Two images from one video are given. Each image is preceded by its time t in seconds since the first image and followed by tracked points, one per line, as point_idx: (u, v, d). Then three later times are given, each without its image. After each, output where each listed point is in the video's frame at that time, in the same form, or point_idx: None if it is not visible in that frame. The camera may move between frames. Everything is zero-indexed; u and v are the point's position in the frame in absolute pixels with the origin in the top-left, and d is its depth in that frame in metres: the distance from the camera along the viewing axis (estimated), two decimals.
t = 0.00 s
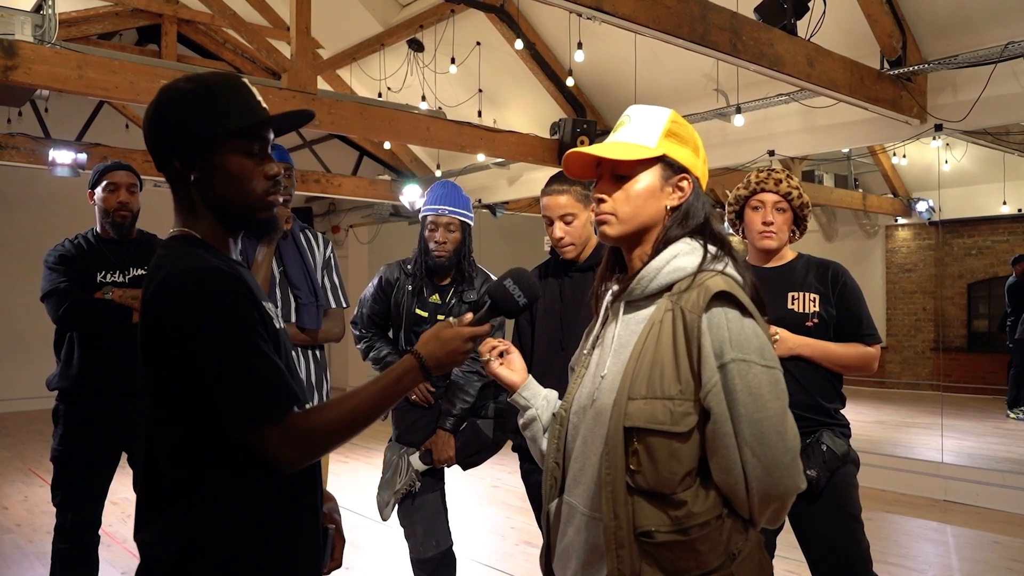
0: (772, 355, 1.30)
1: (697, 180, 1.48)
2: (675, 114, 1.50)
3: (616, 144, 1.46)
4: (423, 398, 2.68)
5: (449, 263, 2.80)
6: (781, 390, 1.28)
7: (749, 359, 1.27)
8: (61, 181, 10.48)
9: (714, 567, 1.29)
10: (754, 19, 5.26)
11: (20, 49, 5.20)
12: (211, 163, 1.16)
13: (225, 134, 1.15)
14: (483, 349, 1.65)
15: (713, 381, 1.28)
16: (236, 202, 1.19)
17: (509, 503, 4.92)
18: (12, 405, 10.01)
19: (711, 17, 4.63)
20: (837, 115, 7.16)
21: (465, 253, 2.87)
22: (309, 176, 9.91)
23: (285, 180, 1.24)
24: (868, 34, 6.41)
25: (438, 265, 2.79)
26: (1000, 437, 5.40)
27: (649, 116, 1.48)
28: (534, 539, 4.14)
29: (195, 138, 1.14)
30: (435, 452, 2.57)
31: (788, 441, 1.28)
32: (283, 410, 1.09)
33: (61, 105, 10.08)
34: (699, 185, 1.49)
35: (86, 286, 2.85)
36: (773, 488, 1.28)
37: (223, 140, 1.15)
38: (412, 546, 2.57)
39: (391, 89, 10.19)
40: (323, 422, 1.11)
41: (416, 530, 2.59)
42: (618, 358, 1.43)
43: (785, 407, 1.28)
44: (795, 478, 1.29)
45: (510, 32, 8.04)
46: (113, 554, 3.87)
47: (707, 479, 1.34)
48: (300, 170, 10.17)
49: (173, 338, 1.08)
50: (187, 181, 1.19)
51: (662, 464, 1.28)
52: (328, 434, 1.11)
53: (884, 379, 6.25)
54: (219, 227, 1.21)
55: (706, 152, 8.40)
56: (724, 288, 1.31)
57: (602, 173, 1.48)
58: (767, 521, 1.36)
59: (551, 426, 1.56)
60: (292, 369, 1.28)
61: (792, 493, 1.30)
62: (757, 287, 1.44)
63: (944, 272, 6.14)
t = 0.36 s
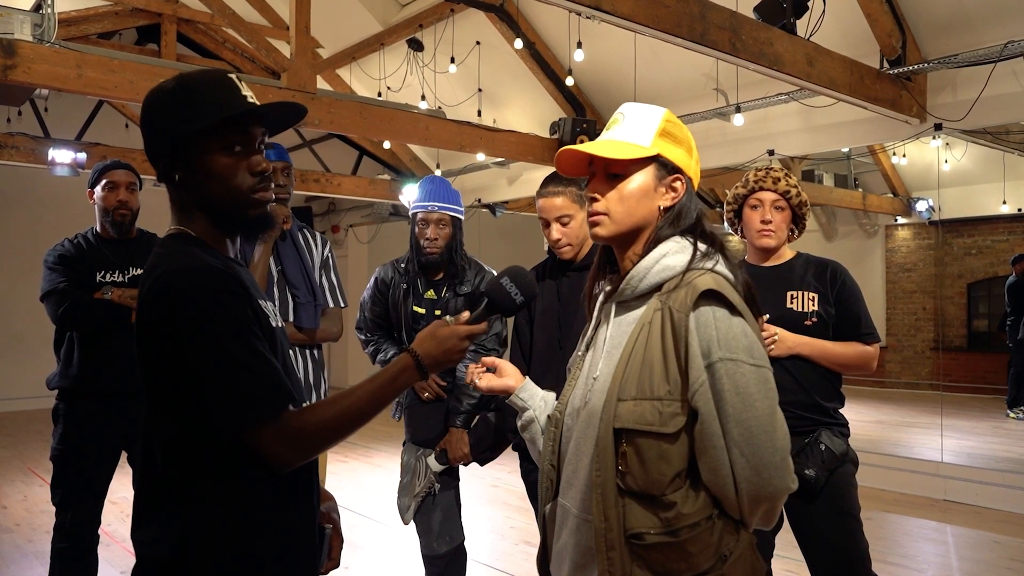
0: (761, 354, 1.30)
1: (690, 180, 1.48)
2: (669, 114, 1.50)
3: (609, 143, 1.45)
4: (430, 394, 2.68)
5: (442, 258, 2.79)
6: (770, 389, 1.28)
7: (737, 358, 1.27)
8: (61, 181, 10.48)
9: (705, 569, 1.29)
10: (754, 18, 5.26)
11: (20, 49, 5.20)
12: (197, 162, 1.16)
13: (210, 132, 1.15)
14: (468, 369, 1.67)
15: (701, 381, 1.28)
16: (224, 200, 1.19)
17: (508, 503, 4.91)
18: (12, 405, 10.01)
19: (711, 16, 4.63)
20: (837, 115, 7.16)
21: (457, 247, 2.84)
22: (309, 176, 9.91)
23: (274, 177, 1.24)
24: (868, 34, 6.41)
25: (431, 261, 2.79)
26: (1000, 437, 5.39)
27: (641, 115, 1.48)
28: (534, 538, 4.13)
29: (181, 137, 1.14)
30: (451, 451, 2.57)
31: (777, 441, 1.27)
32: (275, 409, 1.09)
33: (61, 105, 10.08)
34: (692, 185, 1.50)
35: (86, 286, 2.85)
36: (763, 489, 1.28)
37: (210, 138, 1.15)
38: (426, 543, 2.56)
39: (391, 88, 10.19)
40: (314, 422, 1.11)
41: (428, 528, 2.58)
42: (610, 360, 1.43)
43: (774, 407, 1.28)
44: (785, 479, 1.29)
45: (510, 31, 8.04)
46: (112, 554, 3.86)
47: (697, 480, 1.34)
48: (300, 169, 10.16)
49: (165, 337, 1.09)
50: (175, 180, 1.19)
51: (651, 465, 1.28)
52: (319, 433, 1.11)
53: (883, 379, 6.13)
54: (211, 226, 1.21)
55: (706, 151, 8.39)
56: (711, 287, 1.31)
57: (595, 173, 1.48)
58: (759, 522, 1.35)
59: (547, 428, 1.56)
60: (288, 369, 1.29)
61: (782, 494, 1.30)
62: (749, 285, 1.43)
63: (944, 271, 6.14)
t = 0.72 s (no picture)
0: (768, 356, 1.30)
1: (689, 180, 1.48)
2: (667, 115, 1.51)
3: (608, 146, 1.46)
4: (434, 398, 2.67)
5: (449, 257, 2.80)
6: (777, 391, 1.28)
7: (745, 361, 1.27)
8: (61, 181, 10.48)
9: (713, 568, 1.30)
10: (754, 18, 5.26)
11: (20, 49, 5.20)
12: (200, 164, 1.16)
13: (213, 134, 1.15)
14: (480, 358, 1.68)
15: (709, 385, 1.28)
16: (228, 201, 1.19)
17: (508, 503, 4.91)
18: (13, 405, 10.01)
19: (712, 17, 4.63)
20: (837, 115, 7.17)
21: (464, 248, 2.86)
22: (309, 176, 9.91)
23: (277, 178, 1.25)
24: (869, 34, 6.41)
25: (437, 259, 2.79)
26: (1000, 437, 5.39)
27: (640, 119, 1.49)
28: (535, 539, 4.14)
29: (184, 139, 1.14)
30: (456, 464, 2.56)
31: (784, 443, 1.28)
32: (281, 410, 1.09)
33: (61, 105, 10.08)
34: (691, 185, 1.50)
35: (86, 286, 2.85)
36: (770, 490, 1.29)
37: (211, 139, 1.15)
38: (427, 550, 2.57)
39: (391, 88, 10.19)
40: (321, 423, 1.11)
41: (429, 532, 2.58)
42: (617, 363, 1.44)
43: (780, 409, 1.28)
44: (792, 479, 1.30)
45: (510, 31, 8.04)
46: (113, 554, 3.87)
47: (704, 480, 1.34)
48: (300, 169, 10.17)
49: (171, 339, 1.09)
50: (178, 182, 1.19)
51: (660, 467, 1.29)
52: (325, 434, 1.11)
53: (883, 379, 6.19)
54: (214, 227, 1.21)
55: (706, 151, 8.39)
56: (720, 291, 1.31)
57: (594, 177, 1.49)
58: (767, 521, 1.36)
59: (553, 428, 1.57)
60: (291, 370, 1.29)
61: (789, 494, 1.30)
62: (755, 287, 1.44)
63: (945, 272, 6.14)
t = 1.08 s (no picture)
0: (776, 359, 1.30)
1: (695, 181, 1.48)
2: (669, 118, 1.51)
3: (615, 151, 1.46)
4: (437, 405, 2.66)
5: (444, 258, 2.80)
6: (786, 394, 1.29)
7: (754, 365, 1.28)
8: (61, 180, 10.48)
9: (727, 565, 1.31)
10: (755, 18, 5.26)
11: (20, 49, 5.20)
12: (206, 165, 1.16)
13: (218, 135, 1.15)
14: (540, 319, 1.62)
15: (720, 390, 1.28)
16: (232, 201, 1.19)
17: (509, 503, 4.91)
18: (13, 404, 10.02)
19: (712, 17, 4.63)
20: (838, 115, 7.16)
21: (458, 249, 2.86)
22: (309, 176, 9.90)
23: (281, 178, 1.24)
24: (869, 34, 6.40)
25: (432, 260, 2.79)
26: (1000, 437, 5.39)
27: (643, 123, 1.49)
28: (534, 539, 4.14)
29: (189, 139, 1.14)
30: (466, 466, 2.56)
31: (794, 444, 1.29)
32: (282, 411, 1.09)
33: (62, 104, 10.07)
34: (697, 186, 1.49)
35: (82, 286, 2.85)
36: (780, 490, 1.30)
37: (214, 139, 1.15)
38: (428, 549, 2.55)
39: (392, 88, 10.19)
40: (323, 421, 1.11)
41: (430, 533, 2.57)
42: (628, 365, 1.44)
43: (789, 411, 1.29)
44: (802, 478, 1.31)
45: (511, 31, 8.03)
46: (112, 554, 3.86)
47: (715, 480, 1.35)
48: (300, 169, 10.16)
49: (176, 342, 1.08)
50: (183, 182, 1.19)
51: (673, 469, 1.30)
52: (328, 433, 1.11)
53: (884, 379, 6.21)
54: (217, 227, 1.21)
55: (706, 151, 8.39)
56: (730, 296, 1.32)
57: (601, 181, 1.49)
58: (776, 518, 1.37)
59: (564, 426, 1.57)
60: (292, 369, 1.28)
61: (799, 493, 1.31)
62: (761, 289, 1.44)
63: (946, 272, 6.13)
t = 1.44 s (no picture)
0: (788, 359, 1.31)
1: (707, 189, 1.49)
2: (686, 124, 1.50)
3: (630, 153, 1.45)
4: (435, 423, 2.62)
5: (440, 262, 2.80)
6: (798, 393, 1.30)
7: (768, 365, 1.29)
8: (61, 180, 10.48)
9: (744, 557, 1.31)
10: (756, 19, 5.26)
11: (20, 48, 5.20)
12: (209, 165, 1.16)
13: (220, 135, 1.15)
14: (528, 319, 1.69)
15: (735, 390, 1.29)
16: (233, 201, 1.19)
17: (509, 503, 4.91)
18: (13, 404, 10.02)
19: (714, 17, 4.63)
20: (838, 115, 7.16)
21: (453, 250, 2.86)
22: (309, 176, 9.90)
23: (281, 178, 1.24)
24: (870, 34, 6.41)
25: (428, 264, 2.79)
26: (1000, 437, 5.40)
27: (661, 126, 1.48)
28: (535, 539, 4.14)
29: (192, 139, 1.14)
30: (493, 426, 2.55)
31: (805, 440, 1.30)
32: (282, 409, 1.09)
33: (62, 104, 10.07)
34: (709, 194, 1.50)
35: (81, 284, 2.85)
36: (794, 483, 1.31)
37: (215, 140, 1.15)
38: (424, 550, 2.55)
39: (392, 88, 10.19)
40: (323, 420, 1.11)
41: (429, 534, 2.57)
42: (640, 365, 1.44)
43: (801, 409, 1.30)
44: (813, 472, 1.32)
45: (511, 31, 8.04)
46: (113, 554, 3.86)
47: (729, 475, 1.36)
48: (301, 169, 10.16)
49: (182, 343, 1.07)
50: (185, 183, 1.19)
51: (690, 466, 1.30)
52: (329, 432, 1.11)
53: (884, 379, 6.23)
54: (218, 226, 1.22)
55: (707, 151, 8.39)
56: (741, 299, 1.32)
57: (615, 181, 1.48)
58: (788, 510, 1.38)
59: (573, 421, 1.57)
60: (292, 369, 1.28)
61: (811, 487, 1.32)
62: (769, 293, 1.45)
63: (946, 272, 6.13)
